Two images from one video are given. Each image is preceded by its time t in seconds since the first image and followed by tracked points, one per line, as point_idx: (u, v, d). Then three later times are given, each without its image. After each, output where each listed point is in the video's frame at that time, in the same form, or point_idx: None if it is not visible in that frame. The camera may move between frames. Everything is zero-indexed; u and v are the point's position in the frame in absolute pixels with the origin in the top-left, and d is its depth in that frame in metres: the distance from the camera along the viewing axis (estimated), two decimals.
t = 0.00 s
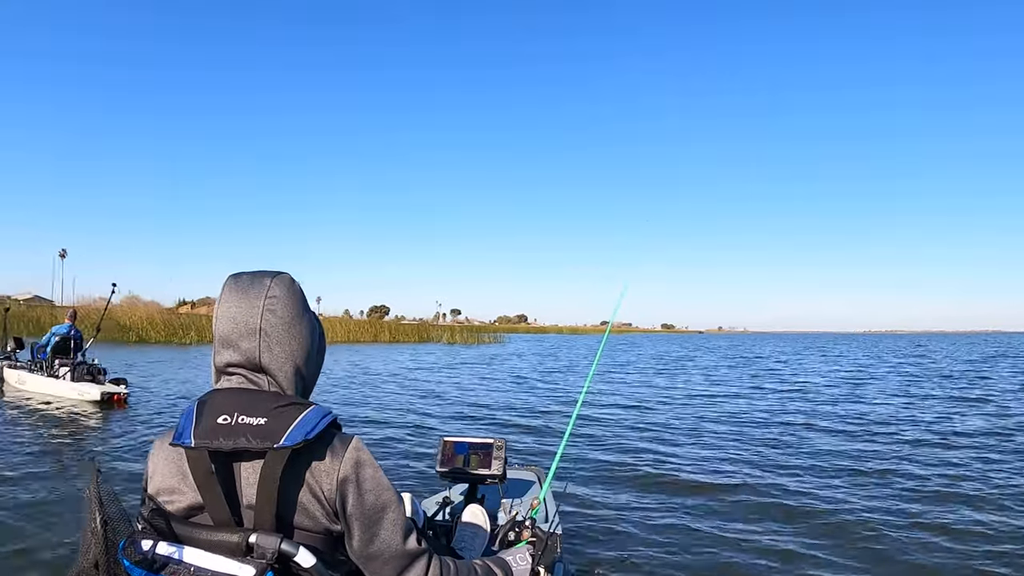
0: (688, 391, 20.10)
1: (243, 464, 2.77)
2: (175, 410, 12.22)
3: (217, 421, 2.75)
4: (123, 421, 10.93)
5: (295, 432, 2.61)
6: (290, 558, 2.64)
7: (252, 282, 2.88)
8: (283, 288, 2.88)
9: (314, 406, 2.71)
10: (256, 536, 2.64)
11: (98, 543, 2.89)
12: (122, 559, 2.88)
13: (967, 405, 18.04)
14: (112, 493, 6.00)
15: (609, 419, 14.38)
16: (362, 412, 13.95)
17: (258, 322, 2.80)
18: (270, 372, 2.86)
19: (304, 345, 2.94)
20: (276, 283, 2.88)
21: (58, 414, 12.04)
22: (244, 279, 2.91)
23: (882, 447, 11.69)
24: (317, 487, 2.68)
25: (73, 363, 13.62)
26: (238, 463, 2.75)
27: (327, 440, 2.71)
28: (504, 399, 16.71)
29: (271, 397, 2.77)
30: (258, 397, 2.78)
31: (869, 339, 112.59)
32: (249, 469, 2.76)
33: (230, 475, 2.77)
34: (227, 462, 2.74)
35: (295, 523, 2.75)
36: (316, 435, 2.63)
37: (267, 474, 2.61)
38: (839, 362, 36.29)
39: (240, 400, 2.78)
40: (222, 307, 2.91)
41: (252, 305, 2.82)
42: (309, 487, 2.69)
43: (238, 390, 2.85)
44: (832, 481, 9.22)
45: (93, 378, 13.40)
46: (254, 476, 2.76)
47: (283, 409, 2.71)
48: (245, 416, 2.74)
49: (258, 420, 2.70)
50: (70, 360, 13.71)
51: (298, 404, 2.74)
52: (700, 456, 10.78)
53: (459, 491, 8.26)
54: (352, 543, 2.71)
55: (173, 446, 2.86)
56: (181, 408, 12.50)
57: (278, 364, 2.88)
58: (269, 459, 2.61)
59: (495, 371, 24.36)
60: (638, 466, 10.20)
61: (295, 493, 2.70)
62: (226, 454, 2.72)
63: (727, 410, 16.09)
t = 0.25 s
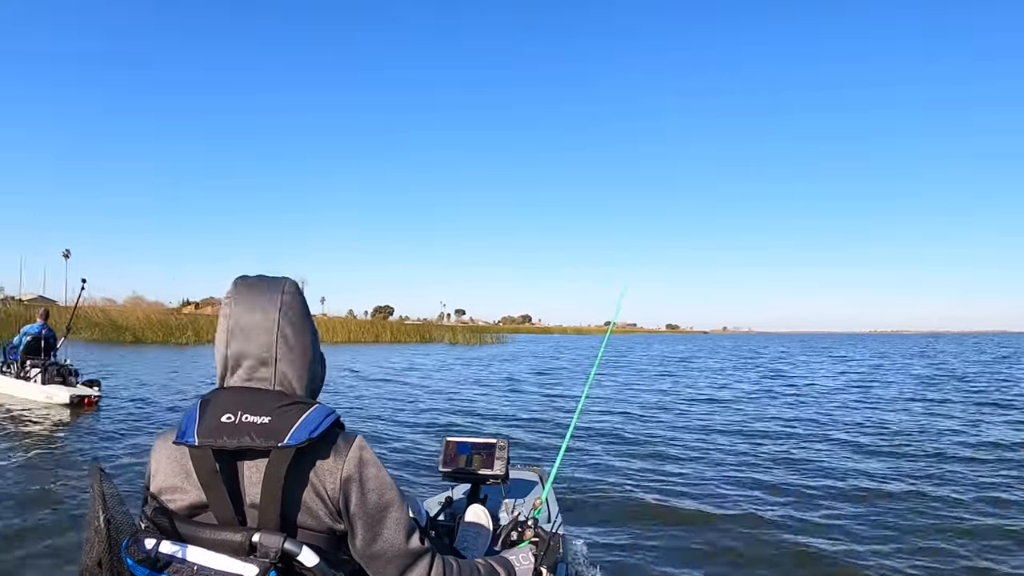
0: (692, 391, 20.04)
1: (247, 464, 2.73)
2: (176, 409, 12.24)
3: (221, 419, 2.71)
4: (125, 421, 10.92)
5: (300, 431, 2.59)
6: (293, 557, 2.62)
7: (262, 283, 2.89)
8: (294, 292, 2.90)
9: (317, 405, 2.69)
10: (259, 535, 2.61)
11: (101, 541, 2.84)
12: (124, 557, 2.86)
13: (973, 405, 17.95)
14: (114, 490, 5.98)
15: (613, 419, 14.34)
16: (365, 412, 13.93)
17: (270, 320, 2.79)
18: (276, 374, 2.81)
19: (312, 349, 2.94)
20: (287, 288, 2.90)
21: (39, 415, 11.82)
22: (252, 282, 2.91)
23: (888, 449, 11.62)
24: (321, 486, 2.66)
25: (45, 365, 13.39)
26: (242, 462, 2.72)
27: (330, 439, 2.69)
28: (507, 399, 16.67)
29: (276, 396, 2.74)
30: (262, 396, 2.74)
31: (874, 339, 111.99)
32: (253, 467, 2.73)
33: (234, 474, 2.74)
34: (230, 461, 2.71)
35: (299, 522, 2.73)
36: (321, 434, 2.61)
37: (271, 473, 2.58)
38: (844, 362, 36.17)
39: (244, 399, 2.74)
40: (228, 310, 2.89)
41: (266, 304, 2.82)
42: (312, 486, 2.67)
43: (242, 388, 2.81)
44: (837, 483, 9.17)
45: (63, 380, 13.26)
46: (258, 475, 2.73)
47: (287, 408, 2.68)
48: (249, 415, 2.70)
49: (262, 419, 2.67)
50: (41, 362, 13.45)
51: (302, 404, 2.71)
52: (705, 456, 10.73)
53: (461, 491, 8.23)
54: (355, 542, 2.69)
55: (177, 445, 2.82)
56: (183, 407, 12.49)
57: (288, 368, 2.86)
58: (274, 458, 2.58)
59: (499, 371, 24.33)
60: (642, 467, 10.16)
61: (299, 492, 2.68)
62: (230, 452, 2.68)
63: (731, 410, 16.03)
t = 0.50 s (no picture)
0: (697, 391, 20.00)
1: (254, 457, 2.73)
2: (179, 407, 12.25)
3: (229, 412, 2.69)
4: (128, 417, 10.93)
5: (308, 424, 2.59)
6: (296, 553, 2.61)
7: (265, 288, 2.94)
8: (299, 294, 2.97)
9: (325, 399, 2.69)
10: (262, 530, 2.60)
11: (104, 536, 2.75)
12: (128, 552, 2.85)
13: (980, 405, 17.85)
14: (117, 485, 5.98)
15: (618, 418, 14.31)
16: (368, 411, 13.93)
17: (280, 318, 2.83)
18: (285, 372, 2.83)
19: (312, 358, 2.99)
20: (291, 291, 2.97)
21: (18, 411, 11.50)
22: (255, 288, 2.95)
23: (894, 448, 11.56)
24: (326, 480, 2.66)
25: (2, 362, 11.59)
26: (249, 455, 2.71)
27: (338, 434, 2.69)
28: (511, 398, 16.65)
29: (283, 391, 2.73)
30: (270, 390, 2.73)
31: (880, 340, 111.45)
32: (260, 461, 2.72)
33: (241, 468, 2.73)
34: (238, 454, 2.70)
35: (304, 517, 2.72)
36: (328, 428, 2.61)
37: (279, 466, 2.57)
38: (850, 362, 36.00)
39: (252, 393, 2.72)
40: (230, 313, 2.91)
41: (274, 303, 2.86)
42: (318, 481, 2.66)
43: (250, 383, 2.78)
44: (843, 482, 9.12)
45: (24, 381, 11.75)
46: (265, 468, 2.72)
47: (296, 402, 2.67)
48: (257, 409, 2.68)
49: (270, 413, 2.65)
50: None
51: (310, 398, 2.71)
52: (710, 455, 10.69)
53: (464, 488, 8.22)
54: (360, 538, 2.69)
55: (184, 438, 2.81)
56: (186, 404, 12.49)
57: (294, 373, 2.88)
58: (282, 451, 2.57)
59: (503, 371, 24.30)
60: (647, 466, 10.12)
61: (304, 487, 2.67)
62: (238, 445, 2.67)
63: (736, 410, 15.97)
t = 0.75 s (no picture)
0: (701, 392, 19.96)
1: (257, 453, 2.73)
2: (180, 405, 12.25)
3: (232, 410, 2.68)
4: (130, 414, 10.93)
5: (310, 422, 2.58)
6: (297, 549, 2.60)
7: (271, 287, 2.95)
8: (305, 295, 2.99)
9: (327, 398, 2.68)
10: (264, 527, 2.60)
11: (105, 532, 2.72)
12: (130, 549, 2.78)
13: (983, 406, 17.78)
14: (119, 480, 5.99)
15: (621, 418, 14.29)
16: (370, 411, 13.92)
17: (287, 317, 2.84)
18: (289, 371, 2.82)
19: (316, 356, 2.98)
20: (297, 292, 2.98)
21: None
22: (263, 287, 2.96)
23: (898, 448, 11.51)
24: (329, 477, 2.65)
25: None
26: (253, 452, 2.71)
27: (340, 432, 2.68)
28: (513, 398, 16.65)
29: (286, 389, 2.72)
30: (273, 388, 2.72)
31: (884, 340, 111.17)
32: (263, 457, 2.72)
33: (244, 464, 2.73)
34: (241, 450, 2.70)
35: (305, 515, 2.72)
36: (330, 426, 2.61)
37: (282, 464, 2.58)
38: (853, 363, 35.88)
39: (255, 390, 2.71)
40: (235, 311, 2.91)
41: (280, 302, 2.87)
42: (321, 478, 2.66)
43: (253, 379, 2.78)
44: (847, 481, 9.08)
45: None
46: (268, 465, 2.72)
47: (298, 401, 2.66)
48: (259, 406, 2.67)
49: (273, 410, 2.65)
50: None
51: (313, 396, 2.70)
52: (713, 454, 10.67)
53: (467, 486, 8.21)
54: (362, 535, 2.68)
55: (187, 434, 2.81)
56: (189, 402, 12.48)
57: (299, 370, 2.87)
58: (284, 450, 2.57)
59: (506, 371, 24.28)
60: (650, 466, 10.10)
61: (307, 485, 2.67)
62: (240, 442, 2.67)
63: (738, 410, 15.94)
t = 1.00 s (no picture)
0: (705, 392, 19.91)
1: (261, 456, 2.71)
2: (182, 405, 12.23)
3: (237, 412, 2.66)
4: (133, 416, 10.89)
5: (315, 425, 2.56)
6: (302, 552, 2.57)
7: (275, 287, 2.91)
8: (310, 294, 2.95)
9: (333, 400, 2.65)
10: (268, 529, 2.57)
11: (110, 534, 2.70)
12: (136, 551, 2.74)
13: (988, 406, 17.71)
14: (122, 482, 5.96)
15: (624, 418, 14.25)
16: (373, 411, 13.90)
17: (290, 318, 2.80)
18: (293, 372, 2.80)
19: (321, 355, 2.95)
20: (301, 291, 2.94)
21: None
22: (267, 287, 2.93)
23: (902, 448, 11.47)
24: (334, 480, 2.62)
25: None
26: (257, 455, 2.68)
27: (346, 434, 2.66)
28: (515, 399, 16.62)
29: (290, 391, 2.69)
30: (277, 390, 2.69)
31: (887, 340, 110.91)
32: (267, 460, 2.69)
33: (248, 467, 2.71)
34: (246, 453, 2.67)
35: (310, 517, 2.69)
36: (335, 429, 2.58)
37: (286, 467, 2.55)
38: (855, 363, 35.80)
39: (260, 392, 2.69)
40: (239, 312, 2.88)
41: (283, 302, 2.83)
42: (325, 481, 2.63)
43: (258, 381, 2.75)
44: (853, 481, 9.04)
45: None
46: (272, 468, 2.69)
47: (303, 403, 2.64)
48: (264, 409, 2.65)
49: (278, 412, 2.62)
50: None
51: (319, 399, 2.67)
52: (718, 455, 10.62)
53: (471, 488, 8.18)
54: (366, 537, 2.65)
55: (192, 437, 2.79)
56: (191, 404, 12.45)
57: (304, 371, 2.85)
58: (289, 452, 2.55)
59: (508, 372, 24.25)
60: (654, 466, 10.07)
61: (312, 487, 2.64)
62: (245, 445, 2.64)
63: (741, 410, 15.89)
